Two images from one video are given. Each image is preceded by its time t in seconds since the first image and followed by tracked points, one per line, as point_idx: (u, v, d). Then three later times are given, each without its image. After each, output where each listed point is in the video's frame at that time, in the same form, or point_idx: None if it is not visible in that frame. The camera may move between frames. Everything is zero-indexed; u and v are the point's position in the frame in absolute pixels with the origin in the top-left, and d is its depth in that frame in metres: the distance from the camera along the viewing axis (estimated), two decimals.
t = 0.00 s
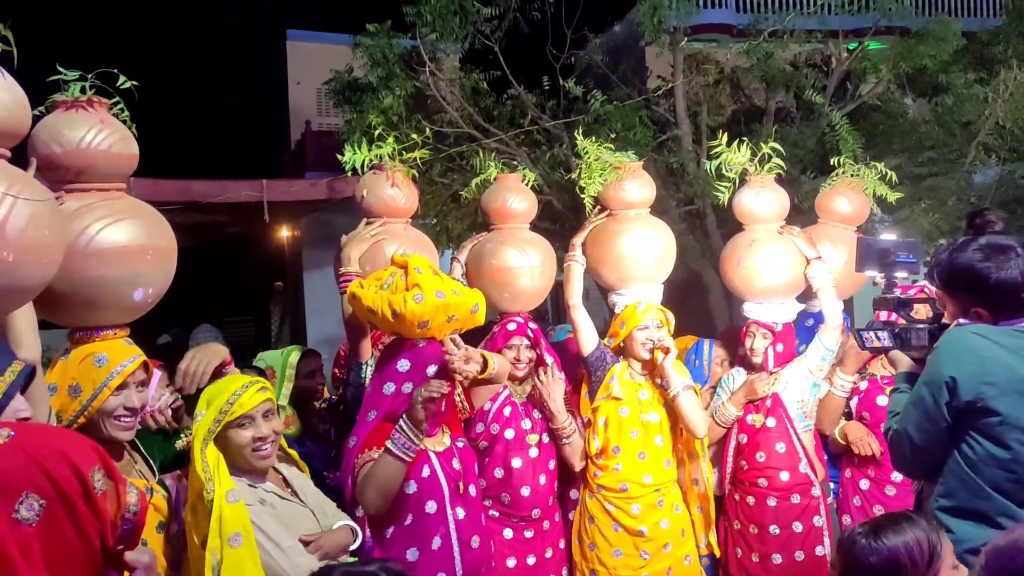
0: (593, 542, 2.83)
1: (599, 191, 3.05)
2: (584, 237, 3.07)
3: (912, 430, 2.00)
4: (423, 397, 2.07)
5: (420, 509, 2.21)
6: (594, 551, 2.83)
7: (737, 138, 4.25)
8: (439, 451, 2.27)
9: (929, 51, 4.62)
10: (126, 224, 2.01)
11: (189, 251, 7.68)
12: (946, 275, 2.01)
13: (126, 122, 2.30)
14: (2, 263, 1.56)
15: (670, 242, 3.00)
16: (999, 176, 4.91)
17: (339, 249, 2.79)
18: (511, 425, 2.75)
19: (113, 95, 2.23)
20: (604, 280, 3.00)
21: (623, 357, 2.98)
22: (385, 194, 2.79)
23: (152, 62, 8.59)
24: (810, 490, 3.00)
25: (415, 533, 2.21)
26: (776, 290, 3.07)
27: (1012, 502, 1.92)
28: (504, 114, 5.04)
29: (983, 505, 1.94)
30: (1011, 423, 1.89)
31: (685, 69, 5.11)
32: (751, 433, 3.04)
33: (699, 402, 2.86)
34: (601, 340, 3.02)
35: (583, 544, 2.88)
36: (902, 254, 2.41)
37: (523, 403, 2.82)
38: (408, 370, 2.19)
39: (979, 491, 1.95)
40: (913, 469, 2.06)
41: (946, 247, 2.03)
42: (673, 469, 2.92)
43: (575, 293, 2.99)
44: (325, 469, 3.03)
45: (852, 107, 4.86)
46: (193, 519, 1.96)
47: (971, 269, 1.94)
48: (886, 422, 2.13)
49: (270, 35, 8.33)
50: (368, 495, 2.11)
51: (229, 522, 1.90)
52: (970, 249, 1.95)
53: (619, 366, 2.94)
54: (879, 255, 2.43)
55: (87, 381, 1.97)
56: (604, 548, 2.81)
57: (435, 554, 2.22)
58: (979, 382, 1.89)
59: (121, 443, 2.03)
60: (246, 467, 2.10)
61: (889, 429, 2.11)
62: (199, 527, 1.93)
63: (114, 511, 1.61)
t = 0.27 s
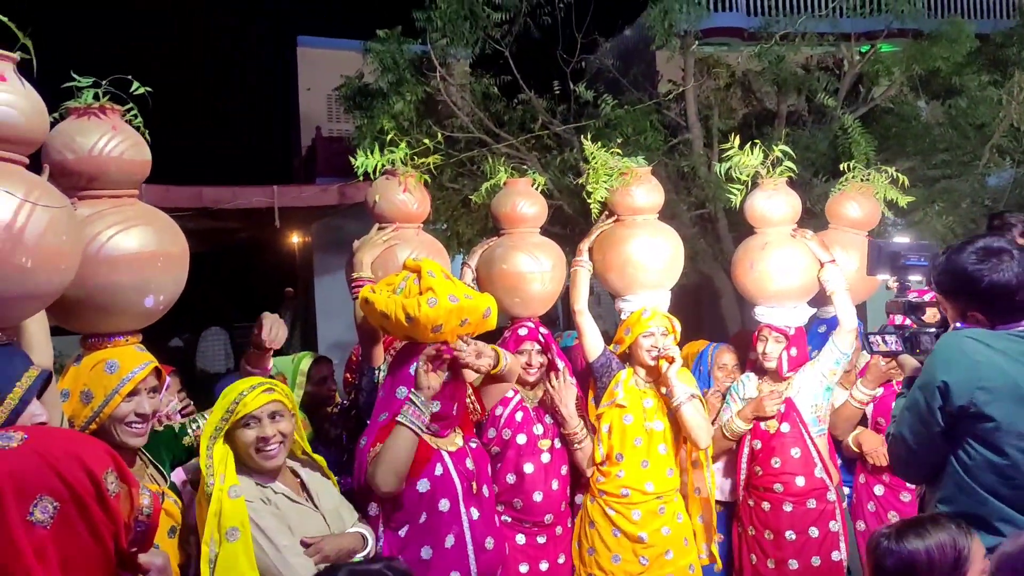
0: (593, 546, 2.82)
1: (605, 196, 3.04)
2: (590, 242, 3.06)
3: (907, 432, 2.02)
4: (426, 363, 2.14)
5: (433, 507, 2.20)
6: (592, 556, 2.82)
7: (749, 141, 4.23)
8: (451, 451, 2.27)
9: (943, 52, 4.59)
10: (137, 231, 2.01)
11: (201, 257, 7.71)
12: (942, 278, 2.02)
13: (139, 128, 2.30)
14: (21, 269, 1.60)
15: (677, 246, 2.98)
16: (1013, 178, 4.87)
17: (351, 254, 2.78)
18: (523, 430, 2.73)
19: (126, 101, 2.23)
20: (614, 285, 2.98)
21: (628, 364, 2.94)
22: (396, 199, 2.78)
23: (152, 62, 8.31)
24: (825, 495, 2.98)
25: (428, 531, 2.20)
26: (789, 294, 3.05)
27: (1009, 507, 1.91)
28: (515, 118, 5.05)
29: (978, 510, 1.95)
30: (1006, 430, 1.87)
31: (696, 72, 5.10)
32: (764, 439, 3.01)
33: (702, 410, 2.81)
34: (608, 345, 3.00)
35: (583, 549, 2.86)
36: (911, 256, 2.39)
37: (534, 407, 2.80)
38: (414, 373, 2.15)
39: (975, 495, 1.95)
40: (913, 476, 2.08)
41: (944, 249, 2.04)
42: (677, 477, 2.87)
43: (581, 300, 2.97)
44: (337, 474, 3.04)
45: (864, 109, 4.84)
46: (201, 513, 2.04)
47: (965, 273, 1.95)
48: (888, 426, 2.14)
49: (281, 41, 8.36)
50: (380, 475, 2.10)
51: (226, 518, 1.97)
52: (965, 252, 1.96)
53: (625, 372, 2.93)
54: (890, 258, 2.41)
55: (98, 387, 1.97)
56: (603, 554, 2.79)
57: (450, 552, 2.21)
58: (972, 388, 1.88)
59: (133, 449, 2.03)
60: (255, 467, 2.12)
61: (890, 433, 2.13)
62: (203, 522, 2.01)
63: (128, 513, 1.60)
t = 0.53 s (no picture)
0: (609, 551, 2.79)
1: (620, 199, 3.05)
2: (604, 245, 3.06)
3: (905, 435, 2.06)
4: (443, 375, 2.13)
5: (446, 514, 2.19)
6: (608, 560, 2.79)
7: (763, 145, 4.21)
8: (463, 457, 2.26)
9: (957, 55, 4.57)
10: (153, 237, 2.02)
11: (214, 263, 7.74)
12: (943, 282, 2.05)
13: (154, 134, 2.31)
14: (41, 275, 1.61)
15: (691, 251, 2.97)
16: None
17: (365, 259, 2.78)
18: (536, 436, 2.71)
19: (141, 107, 2.24)
20: (628, 288, 2.98)
21: (642, 368, 2.92)
22: (410, 204, 2.78)
23: (153, 63, 7.86)
24: (844, 500, 2.95)
25: (441, 538, 2.18)
26: (803, 298, 3.03)
27: (1011, 511, 1.93)
28: (526, 123, 5.06)
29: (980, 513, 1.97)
30: (1004, 433, 1.90)
31: (708, 76, 5.09)
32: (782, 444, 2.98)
33: (715, 411, 2.80)
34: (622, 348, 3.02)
35: (599, 554, 2.83)
36: (922, 259, 2.36)
37: (547, 412, 2.79)
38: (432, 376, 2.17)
39: (976, 502, 1.97)
40: (913, 481, 2.11)
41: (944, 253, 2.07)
42: (695, 481, 2.84)
43: (594, 305, 2.96)
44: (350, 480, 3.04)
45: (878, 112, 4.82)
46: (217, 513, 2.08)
47: (966, 276, 1.98)
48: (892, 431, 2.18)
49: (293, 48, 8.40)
50: (391, 481, 2.11)
51: (239, 517, 2.00)
52: (965, 256, 1.99)
53: (639, 376, 2.90)
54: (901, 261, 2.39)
55: (113, 393, 1.98)
56: (619, 559, 2.76)
57: (461, 559, 2.19)
58: (970, 392, 1.91)
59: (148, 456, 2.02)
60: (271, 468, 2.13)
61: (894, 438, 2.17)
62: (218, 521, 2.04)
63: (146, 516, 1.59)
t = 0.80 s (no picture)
0: (633, 561, 2.75)
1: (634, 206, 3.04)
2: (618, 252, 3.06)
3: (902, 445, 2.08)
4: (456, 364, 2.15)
5: (461, 522, 2.18)
6: (632, 570, 2.76)
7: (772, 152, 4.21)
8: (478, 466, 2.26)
9: (967, 60, 4.55)
10: (167, 248, 2.03)
11: (224, 271, 7.77)
12: (938, 292, 2.04)
13: (167, 146, 2.33)
14: (54, 287, 1.62)
15: (707, 258, 2.95)
16: None
17: (375, 267, 2.79)
18: (547, 444, 2.71)
19: (155, 119, 2.26)
20: (644, 294, 2.98)
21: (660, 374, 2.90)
22: (419, 212, 2.79)
23: (151, 62, 7.27)
24: (856, 509, 2.94)
25: (457, 545, 2.18)
26: (812, 307, 3.02)
27: (1004, 522, 1.92)
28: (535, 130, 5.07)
29: (974, 524, 1.97)
30: (995, 446, 1.90)
31: (717, 83, 5.09)
32: (792, 454, 2.98)
33: (736, 414, 2.73)
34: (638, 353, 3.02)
35: (623, 563, 2.80)
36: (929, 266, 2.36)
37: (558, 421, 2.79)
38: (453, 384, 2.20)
39: (974, 515, 1.97)
40: (912, 490, 2.11)
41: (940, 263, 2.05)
42: (717, 487, 2.79)
43: (609, 309, 3.01)
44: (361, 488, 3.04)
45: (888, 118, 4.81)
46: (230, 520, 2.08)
47: (960, 286, 1.96)
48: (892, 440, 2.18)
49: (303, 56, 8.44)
50: (419, 472, 2.04)
51: (254, 524, 2.00)
52: (960, 265, 1.97)
53: (657, 382, 2.86)
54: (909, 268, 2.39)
55: (126, 404, 2.00)
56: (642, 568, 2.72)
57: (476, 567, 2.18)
58: (962, 404, 1.91)
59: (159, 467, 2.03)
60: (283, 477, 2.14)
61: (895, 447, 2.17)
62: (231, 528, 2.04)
63: (138, 534, 1.51)
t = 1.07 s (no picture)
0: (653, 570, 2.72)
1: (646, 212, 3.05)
2: (633, 257, 3.09)
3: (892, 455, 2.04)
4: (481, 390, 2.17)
5: (475, 530, 2.18)
6: None
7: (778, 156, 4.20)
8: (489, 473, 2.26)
9: (975, 65, 4.53)
10: (179, 255, 2.04)
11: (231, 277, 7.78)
12: (931, 297, 1.99)
13: (177, 153, 2.33)
14: (64, 295, 1.62)
15: (722, 263, 2.93)
16: None
17: (381, 274, 2.79)
18: (554, 451, 2.70)
19: (165, 127, 2.26)
20: (658, 300, 2.99)
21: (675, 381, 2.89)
22: (425, 218, 2.79)
23: (152, 63, 7.40)
24: (860, 516, 2.92)
25: (473, 553, 2.17)
26: (816, 314, 3.01)
27: (998, 531, 1.84)
28: (541, 136, 5.08)
29: (969, 534, 1.89)
30: (989, 453, 1.83)
31: (723, 88, 5.10)
32: (795, 461, 2.96)
33: (753, 420, 2.72)
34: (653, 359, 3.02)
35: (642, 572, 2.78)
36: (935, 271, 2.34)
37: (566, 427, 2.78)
38: (467, 392, 2.23)
39: (967, 523, 1.90)
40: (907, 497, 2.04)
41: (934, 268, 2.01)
42: (738, 494, 2.77)
43: (624, 315, 3.02)
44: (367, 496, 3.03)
45: (895, 124, 4.80)
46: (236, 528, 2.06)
47: (951, 293, 1.92)
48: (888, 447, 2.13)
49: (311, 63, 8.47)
50: (449, 488, 2.03)
51: (261, 530, 2.00)
52: (952, 271, 1.93)
53: (674, 388, 2.87)
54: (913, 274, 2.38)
55: (137, 410, 1.99)
56: None
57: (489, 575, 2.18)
58: (953, 411, 1.85)
59: (169, 473, 2.03)
60: (292, 481, 2.13)
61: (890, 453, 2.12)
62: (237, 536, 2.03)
63: (125, 536, 1.42)
